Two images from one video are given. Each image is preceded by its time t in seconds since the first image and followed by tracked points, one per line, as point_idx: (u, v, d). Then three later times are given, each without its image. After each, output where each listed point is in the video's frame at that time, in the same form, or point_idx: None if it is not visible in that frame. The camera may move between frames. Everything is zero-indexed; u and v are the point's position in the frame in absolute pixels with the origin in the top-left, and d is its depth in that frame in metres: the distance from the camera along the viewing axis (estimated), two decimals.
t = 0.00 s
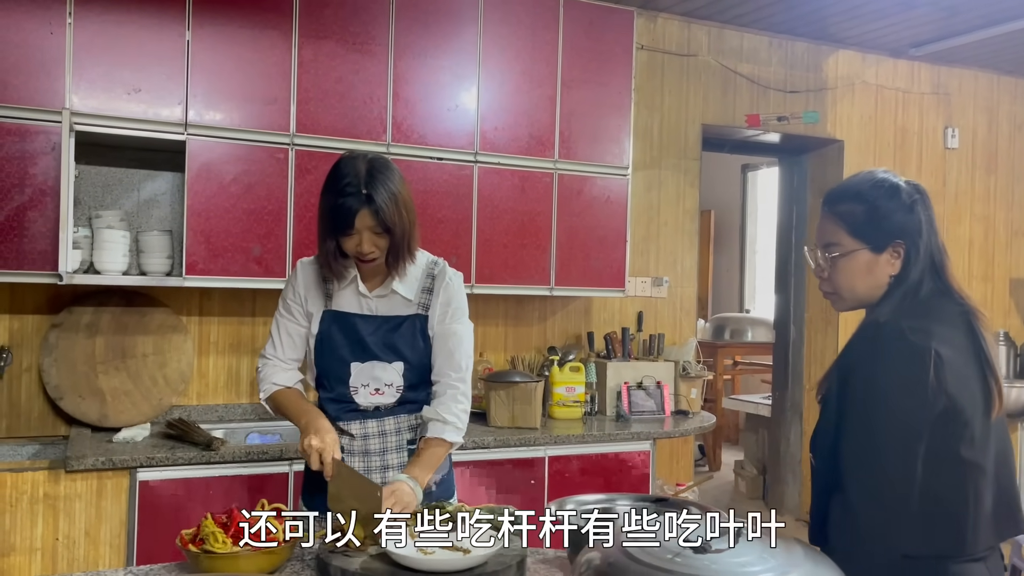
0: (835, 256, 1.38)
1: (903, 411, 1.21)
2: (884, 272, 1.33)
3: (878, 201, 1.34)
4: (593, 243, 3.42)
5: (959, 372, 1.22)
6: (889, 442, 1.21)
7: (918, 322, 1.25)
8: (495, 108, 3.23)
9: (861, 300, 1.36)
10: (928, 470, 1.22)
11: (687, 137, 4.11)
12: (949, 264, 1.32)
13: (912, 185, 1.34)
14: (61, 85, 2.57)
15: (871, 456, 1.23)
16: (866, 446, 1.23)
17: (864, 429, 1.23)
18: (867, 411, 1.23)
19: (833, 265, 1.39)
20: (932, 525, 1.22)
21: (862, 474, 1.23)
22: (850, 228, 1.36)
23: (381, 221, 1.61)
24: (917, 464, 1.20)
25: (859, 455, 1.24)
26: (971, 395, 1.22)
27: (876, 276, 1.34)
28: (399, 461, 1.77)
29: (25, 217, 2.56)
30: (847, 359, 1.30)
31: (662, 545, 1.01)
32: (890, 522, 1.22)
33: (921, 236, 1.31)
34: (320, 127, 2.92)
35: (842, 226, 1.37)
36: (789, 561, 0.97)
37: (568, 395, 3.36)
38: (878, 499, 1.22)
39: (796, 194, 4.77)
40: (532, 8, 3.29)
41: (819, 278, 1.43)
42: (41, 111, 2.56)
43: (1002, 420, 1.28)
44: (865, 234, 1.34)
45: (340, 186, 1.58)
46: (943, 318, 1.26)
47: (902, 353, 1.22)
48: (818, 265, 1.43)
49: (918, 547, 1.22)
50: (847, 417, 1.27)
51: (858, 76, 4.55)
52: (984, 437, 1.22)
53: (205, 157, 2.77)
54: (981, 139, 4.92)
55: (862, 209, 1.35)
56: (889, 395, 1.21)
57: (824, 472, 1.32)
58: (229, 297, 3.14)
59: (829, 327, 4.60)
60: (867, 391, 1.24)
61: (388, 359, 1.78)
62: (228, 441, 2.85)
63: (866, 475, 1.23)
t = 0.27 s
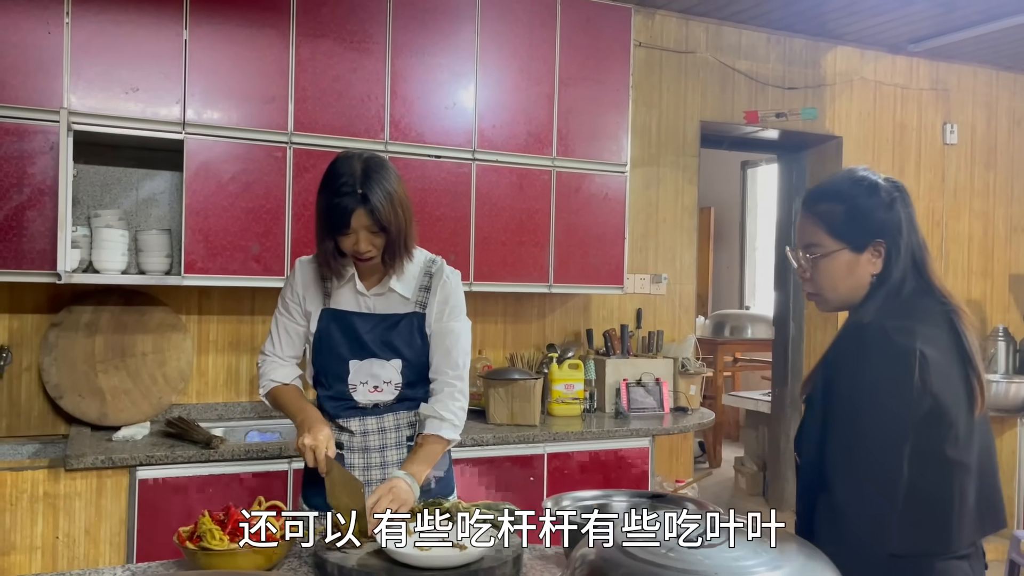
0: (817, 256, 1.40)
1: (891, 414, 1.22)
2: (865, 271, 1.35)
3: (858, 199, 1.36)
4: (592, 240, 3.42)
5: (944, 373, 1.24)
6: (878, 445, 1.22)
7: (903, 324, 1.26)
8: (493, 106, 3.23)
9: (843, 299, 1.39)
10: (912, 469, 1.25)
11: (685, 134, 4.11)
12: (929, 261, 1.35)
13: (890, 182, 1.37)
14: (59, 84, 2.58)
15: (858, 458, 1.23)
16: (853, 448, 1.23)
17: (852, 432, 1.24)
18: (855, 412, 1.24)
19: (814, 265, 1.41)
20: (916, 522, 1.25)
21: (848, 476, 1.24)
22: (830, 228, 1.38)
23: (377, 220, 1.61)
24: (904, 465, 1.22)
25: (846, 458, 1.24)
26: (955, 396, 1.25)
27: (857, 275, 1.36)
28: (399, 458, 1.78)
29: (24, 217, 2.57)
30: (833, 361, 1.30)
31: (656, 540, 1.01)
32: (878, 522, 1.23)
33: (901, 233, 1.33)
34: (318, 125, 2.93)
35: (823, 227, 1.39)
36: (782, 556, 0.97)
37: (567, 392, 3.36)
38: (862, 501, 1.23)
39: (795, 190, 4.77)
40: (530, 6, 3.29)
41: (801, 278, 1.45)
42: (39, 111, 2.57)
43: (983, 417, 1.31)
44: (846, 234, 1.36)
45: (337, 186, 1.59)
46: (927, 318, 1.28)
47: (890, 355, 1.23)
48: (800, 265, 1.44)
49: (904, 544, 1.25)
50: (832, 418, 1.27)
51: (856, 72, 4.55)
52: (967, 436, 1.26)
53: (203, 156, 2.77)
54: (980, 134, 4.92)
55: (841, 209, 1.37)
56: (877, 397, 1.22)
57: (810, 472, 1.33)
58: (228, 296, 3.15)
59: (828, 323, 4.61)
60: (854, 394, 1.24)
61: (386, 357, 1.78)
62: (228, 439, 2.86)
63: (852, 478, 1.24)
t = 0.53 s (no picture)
0: (792, 256, 1.40)
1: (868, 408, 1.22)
2: (838, 270, 1.36)
3: (829, 199, 1.36)
4: (590, 238, 3.42)
5: (921, 366, 1.24)
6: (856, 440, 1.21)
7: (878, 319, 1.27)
8: (490, 104, 3.24)
9: (819, 297, 1.39)
10: (893, 464, 1.24)
11: (683, 131, 4.11)
12: (903, 257, 1.34)
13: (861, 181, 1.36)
14: (56, 84, 2.58)
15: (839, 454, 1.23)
16: (833, 444, 1.23)
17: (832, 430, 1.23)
18: (833, 407, 1.24)
19: (791, 264, 1.41)
20: (900, 517, 1.25)
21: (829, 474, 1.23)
22: (803, 228, 1.38)
23: (369, 219, 1.61)
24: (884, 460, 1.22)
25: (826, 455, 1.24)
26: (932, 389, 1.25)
27: (831, 274, 1.36)
28: (393, 454, 1.80)
29: (21, 217, 2.57)
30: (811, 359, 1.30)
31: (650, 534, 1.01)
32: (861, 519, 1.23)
33: (872, 232, 1.33)
34: (315, 124, 2.93)
35: (796, 227, 1.39)
36: (775, 549, 0.98)
37: (565, 390, 3.37)
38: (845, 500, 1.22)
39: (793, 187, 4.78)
40: (527, 4, 3.29)
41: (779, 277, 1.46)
42: (36, 111, 2.57)
43: (962, 411, 1.31)
44: (819, 233, 1.36)
45: (329, 185, 1.59)
46: (901, 312, 1.28)
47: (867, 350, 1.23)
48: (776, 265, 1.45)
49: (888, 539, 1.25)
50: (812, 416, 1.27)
51: (854, 69, 4.55)
52: (946, 429, 1.25)
53: (200, 155, 2.78)
54: (978, 131, 4.92)
55: (814, 209, 1.37)
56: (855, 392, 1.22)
57: (791, 472, 1.33)
58: (226, 295, 3.15)
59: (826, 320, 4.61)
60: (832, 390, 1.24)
61: (382, 354, 1.78)
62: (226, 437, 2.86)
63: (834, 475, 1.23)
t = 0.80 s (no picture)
0: (768, 257, 1.44)
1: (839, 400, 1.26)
2: (812, 270, 1.40)
3: (801, 204, 1.40)
4: (588, 237, 3.43)
5: (884, 357, 1.31)
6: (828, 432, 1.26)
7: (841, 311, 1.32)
8: (488, 104, 3.24)
9: (794, 297, 1.43)
10: (858, 452, 1.31)
11: (681, 131, 4.12)
12: (872, 259, 1.40)
13: (832, 187, 1.41)
14: (53, 85, 2.58)
15: (812, 448, 1.26)
16: (805, 437, 1.27)
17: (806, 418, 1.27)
18: (805, 402, 1.27)
19: (768, 266, 1.45)
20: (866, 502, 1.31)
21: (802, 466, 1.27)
22: (779, 230, 1.41)
23: (358, 221, 1.62)
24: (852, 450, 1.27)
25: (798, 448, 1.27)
26: (894, 377, 1.31)
27: (806, 274, 1.40)
28: (388, 454, 1.78)
29: (19, 218, 2.57)
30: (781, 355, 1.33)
31: (645, 533, 1.01)
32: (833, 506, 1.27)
33: (843, 235, 1.38)
34: (313, 125, 2.94)
35: (772, 229, 1.43)
36: (770, 547, 0.99)
37: (563, 390, 3.37)
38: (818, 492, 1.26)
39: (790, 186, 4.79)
40: (524, 4, 3.29)
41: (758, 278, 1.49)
42: (33, 112, 2.57)
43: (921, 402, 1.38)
44: (794, 236, 1.40)
45: (319, 188, 1.60)
46: (861, 307, 1.35)
47: (835, 344, 1.28)
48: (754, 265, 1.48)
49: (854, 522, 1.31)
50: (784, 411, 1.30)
51: (851, 68, 4.56)
52: (907, 415, 1.32)
53: (198, 156, 2.78)
54: (975, 130, 4.93)
55: (789, 213, 1.41)
56: (827, 385, 1.26)
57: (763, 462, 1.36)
58: (224, 295, 3.15)
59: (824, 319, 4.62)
60: (804, 384, 1.27)
61: (376, 355, 1.78)
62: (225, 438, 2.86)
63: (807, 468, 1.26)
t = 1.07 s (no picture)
0: (759, 251, 1.67)
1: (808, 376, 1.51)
2: (797, 261, 1.62)
3: (787, 203, 1.62)
4: (586, 238, 3.43)
5: (855, 343, 1.53)
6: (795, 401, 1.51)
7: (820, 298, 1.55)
8: (485, 105, 3.24)
9: (782, 286, 1.66)
10: (825, 424, 1.54)
11: (678, 131, 4.12)
12: (851, 253, 1.61)
13: (813, 189, 1.64)
14: (51, 86, 2.58)
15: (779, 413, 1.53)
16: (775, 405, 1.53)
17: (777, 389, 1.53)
18: (776, 375, 1.53)
19: (759, 259, 1.68)
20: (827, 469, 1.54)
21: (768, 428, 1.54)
22: (767, 227, 1.64)
23: (343, 225, 1.62)
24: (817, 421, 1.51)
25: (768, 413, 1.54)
26: (864, 363, 1.54)
27: (792, 265, 1.63)
28: (381, 454, 1.80)
29: (17, 219, 2.57)
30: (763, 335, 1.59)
31: (641, 534, 1.01)
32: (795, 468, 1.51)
33: (823, 231, 1.59)
34: (310, 126, 2.94)
35: (762, 226, 1.65)
36: (767, 548, 0.99)
37: (561, 390, 3.37)
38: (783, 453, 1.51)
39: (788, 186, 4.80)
40: (521, 5, 3.30)
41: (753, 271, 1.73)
42: (31, 113, 2.57)
43: (894, 390, 1.58)
44: (781, 231, 1.62)
45: (304, 192, 1.60)
46: (840, 297, 1.57)
47: (809, 327, 1.52)
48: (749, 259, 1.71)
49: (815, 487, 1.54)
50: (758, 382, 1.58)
51: (848, 68, 4.57)
52: (874, 397, 1.54)
53: (196, 157, 2.78)
54: (973, 129, 4.93)
55: (777, 211, 1.63)
56: (796, 362, 1.51)
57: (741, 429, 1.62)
58: (222, 297, 3.15)
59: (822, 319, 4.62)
60: (777, 360, 1.54)
61: (367, 358, 1.78)
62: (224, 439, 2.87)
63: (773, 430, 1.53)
